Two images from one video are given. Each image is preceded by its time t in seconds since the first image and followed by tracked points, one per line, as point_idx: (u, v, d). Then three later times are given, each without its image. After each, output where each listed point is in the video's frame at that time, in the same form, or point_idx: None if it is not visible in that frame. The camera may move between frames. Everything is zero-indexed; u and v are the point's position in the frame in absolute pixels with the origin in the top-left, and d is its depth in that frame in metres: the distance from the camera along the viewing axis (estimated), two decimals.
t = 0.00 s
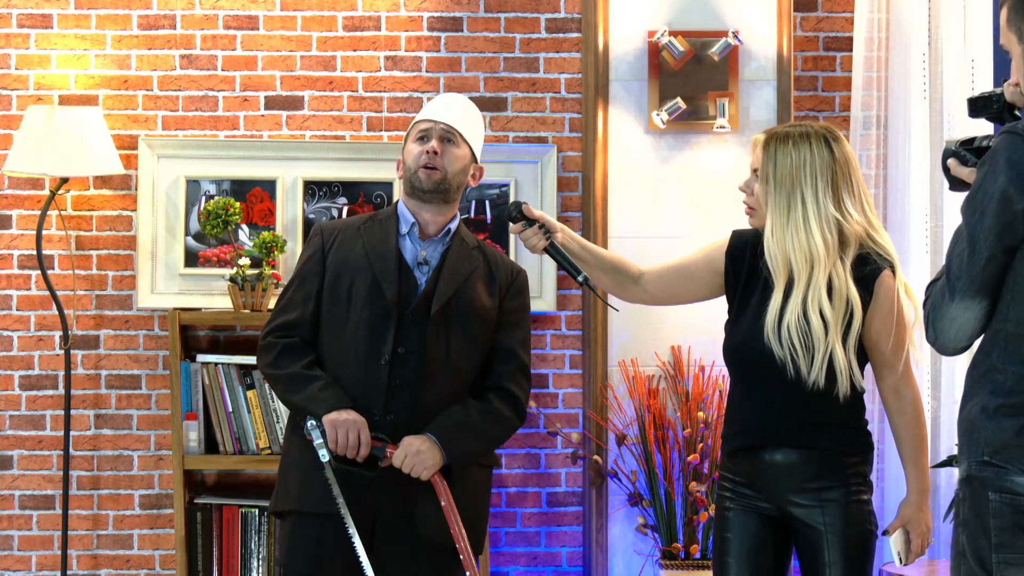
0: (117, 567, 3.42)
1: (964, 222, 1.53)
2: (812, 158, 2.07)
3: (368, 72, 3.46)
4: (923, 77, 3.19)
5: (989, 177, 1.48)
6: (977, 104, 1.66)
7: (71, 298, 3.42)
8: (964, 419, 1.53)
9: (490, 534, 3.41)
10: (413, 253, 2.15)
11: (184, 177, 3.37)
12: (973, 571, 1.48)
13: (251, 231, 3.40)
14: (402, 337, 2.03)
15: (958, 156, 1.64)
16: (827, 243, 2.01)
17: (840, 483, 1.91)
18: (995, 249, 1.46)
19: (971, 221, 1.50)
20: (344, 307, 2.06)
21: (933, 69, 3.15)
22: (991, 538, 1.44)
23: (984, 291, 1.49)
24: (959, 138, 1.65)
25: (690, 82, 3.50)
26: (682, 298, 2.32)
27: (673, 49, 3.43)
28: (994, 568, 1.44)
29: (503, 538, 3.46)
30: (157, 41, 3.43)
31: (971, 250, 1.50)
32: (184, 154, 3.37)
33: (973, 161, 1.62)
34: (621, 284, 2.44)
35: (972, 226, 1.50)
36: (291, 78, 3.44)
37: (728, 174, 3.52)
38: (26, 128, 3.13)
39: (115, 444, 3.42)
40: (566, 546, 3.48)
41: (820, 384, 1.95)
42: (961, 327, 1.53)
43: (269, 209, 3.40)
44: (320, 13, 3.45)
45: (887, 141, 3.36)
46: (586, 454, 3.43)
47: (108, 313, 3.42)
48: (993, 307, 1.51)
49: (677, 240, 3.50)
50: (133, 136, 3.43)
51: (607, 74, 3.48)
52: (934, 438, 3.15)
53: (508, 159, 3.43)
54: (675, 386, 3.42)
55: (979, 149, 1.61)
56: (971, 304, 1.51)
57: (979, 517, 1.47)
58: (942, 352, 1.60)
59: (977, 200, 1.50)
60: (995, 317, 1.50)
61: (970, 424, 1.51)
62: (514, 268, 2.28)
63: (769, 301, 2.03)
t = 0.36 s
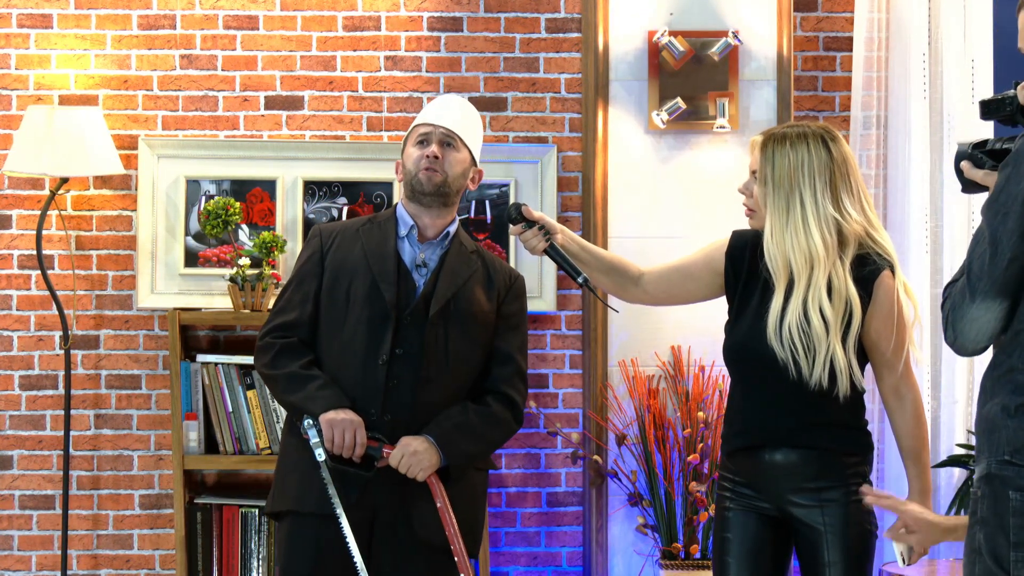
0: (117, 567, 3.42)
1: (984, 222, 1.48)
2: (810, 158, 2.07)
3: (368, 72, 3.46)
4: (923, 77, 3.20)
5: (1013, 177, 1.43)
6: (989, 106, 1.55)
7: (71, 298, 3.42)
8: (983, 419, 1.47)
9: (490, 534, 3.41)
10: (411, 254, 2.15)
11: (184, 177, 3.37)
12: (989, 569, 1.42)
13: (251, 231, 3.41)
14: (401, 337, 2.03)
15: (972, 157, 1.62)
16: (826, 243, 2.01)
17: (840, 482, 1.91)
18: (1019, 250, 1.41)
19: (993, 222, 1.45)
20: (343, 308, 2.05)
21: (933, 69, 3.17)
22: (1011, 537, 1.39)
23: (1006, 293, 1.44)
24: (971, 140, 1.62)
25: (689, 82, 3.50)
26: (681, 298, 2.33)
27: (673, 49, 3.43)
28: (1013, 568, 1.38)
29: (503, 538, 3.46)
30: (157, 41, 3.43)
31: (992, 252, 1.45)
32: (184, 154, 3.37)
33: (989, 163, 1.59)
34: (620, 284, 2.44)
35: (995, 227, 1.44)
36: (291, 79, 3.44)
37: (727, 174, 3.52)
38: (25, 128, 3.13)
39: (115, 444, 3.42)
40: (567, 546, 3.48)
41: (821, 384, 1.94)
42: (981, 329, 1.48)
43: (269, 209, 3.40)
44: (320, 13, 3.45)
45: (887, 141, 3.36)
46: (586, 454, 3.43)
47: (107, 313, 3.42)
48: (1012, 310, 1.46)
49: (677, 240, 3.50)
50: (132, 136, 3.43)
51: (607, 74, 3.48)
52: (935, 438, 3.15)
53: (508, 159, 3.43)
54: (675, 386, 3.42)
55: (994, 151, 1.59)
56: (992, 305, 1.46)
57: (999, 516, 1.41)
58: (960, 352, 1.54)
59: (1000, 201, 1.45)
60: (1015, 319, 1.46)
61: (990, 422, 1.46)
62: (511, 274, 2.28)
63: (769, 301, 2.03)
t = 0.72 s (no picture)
0: (118, 567, 3.42)
1: (987, 220, 1.47)
2: (811, 158, 2.07)
3: (368, 72, 3.46)
4: (922, 78, 3.21)
5: (1016, 175, 1.42)
6: (992, 106, 1.54)
7: (71, 298, 3.42)
8: (987, 418, 1.47)
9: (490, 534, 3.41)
10: (411, 250, 2.15)
11: (184, 177, 3.37)
12: (993, 569, 1.41)
13: (251, 231, 3.41)
14: (401, 336, 2.03)
15: (975, 157, 1.62)
16: (826, 242, 2.01)
17: (839, 483, 1.91)
18: (1021, 248, 1.41)
19: (995, 220, 1.45)
20: (343, 305, 2.05)
21: (933, 69, 3.19)
22: (1014, 537, 1.38)
23: (1008, 290, 1.44)
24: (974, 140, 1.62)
25: (689, 82, 3.50)
26: (680, 298, 2.33)
27: (673, 49, 3.43)
28: (1017, 567, 1.37)
29: (503, 538, 3.46)
30: (157, 41, 3.43)
31: (995, 250, 1.45)
32: (183, 154, 3.37)
33: (991, 161, 1.59)
34: (619, 285, 2.44)
35: (997, 225, 1.44)
36: (291, 78, 3.44)
37: (726, 174, 3.52)
38: (25, 128, 3.13)
39: (115, 444, 3.42)
40: (567, 546, 3.48)
41: (821, 384, 1.94)
42: (983, 327, 1.49)
43: (269, 209, 3.40)
44: (320, 13, 3.45)
45: (887, 141, 3.35)
46: (586, 454, 3.43)
47: (107, 313, 3.42)
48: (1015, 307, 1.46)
49: (676, 240, 3.50)
50: (132, 136, 3.43)
51: (607, 74, 3.48)
52: (935, 438, 3.15)
53: (508, 159, 3.43)
54: (675, 386, 3.42)
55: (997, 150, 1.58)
56: (994, 304, 1.46)
57: (1003, 516, 1.40)
58: (962, 350, 1.55)
59: (1002, 198, 1.44)
60: (1018, 317, 1.47)
61: (994, 421, 1.45)
62: (510, 268, 2.29)
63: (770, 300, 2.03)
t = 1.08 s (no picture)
0: (118, 567, 3.42)
1: (976, 219, 1.49)
2: (813, 157, 2.07)
3: (368, 72, 3.46)
4: (922, 78, 3.20)
5: (1003, 174, 1.44)
6: (985, 105, 1.56)
7: (71, 298, 3.42)
8: (976, 419, 1.50)
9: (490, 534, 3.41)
10: (411, 245, 2.15)
11: (184, 177, 3.37)
12: (983, 570, 1.45)
13: (251, 231, 3.41)
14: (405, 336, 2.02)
15: (966, 156, 1.62)
16: (828, 241, 2.01)
17: (839, 483, 1.91)
18: (1009, 247, 1.43)
19: (983, 219, 1.46)
20: (346, 303, 2.04)
21: (933, 69, 3.18)
22: (1002, 538, 1.41)
23: (996, 290, 1.45)
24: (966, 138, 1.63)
25: (689, 82, 3.50)
26: (680, 297, 2.33)
27: (673, 49, 3.43)
28: (1006, 569, 1.41)
29: (503, 538, 3.46)
30: (157, 41, 3.43)
31: (983, 249, 1.46)
32: (183, 154, 3.37)
33: (981, 160, 1.60)
34: (620, 284, 2.44)
35: (985, 224, 1.46)
36: (291, 79, 3.44)
37: (726, 174, 3.52)
38: (25, 128, 3.13)
39: (115, 444, 3.42)
40: (567, 546, 3.48)
41: (822, 383, 1.94)
42: (972, 326, 1.50)
43: (269, 209, 3.40)
44: (320, 13, 3.45)
45: (887, 141, 3.35)
46: (586, 454, 3.43)
47: (107, 313, 3.42)
48: (1004, 308, 1.47)
49: (676, 240, 3.50)
50: (133, 136, 3.43)
51: (607, 74, 3.49)
52: (935, 438, 3.15)
53: (508, 159, 3.43)
54: (675, 386, 3.42)
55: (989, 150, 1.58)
56: (983, 303, 1.47)
57: (991, 516, 1.43)
58: (952, 349, 1.57)
59: (990, 197, 1.46)
60: (1007, 317, 1.47)
61: (983, 422, 1.48)
62: (504, 247, 2.29)
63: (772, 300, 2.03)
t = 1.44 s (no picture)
0: (117, 567, 3.42)
1: (959, 220, 1.56)
2: (814, 157, 2.07)
3: (368, 72, 3.46)
4: (922, 77, 3.21)
5: (984, 175, 1.52)
6: (975, 105, 1.72)
7: (71, 298, 3.42)
8: (959, 420, 1.57)
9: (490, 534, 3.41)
10: (412, 245, 2.15)
11: (184, 177, 3.37)
12: (969, 570, 1.52)
13: (251, 231, 3.41)
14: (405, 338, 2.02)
15: (955, 156, 1.70)
16: (828, 240, 2.01)
17: (840, 483, 1.91)
18: (991, 248, 1.50)
19: (966, 219, 1.54)
20: (346, 303, 2.03)
21: (932, 69, 3.18)
22: (987, 539, 1.48)
23: (979, 290, 1.52)
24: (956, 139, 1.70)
25: (689, 82, 3.50)
26: (682, 297, 2.33)
27: (673, 49, 3.43)
28: (990, 569, 1.48)
29: (503, 538, 3.46)
30: (157, 41, 3.43)
31: (965, 250, 1.54)
32: (183, 154, 3.37)
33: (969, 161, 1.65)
34: (622, 284, 2.44)
35: (967, 225, 1.53)
36: (291, 79, 3.44)
37: (725, 174, 3.52)
38: (25, 128, 3.12)
39: (115, 444, 3.42)
40: (567, 546, 3.48)
41: (821, 382, 1.94)
42: (955, 326, 1.57)
43: (269, 209, 3.40)
44: (320, 13, 3.45)
45: (887, 141, 3.35)
46: (586, 454, 3.43)
47: (108, 313, 3.42)
48: (987, 307, 1.54)
49: (676, 240, 3.50)
50: (132, 136, 3.43)
51: (607, 74, 3.49)
52: (936, 437, 3.15)
53: (509, 159, 3.43)
54: (675, 386, 3.42)
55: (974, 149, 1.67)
56: (966, 303, 1.54)
57: (975, 519, 1.51)
58: (936, 351, 1.64)
59: (972, 198, 1.53)
60: (989, 317, 1.54)
61: (966, 424, 1.55)
62: (507, 249, 2.27)
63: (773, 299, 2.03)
